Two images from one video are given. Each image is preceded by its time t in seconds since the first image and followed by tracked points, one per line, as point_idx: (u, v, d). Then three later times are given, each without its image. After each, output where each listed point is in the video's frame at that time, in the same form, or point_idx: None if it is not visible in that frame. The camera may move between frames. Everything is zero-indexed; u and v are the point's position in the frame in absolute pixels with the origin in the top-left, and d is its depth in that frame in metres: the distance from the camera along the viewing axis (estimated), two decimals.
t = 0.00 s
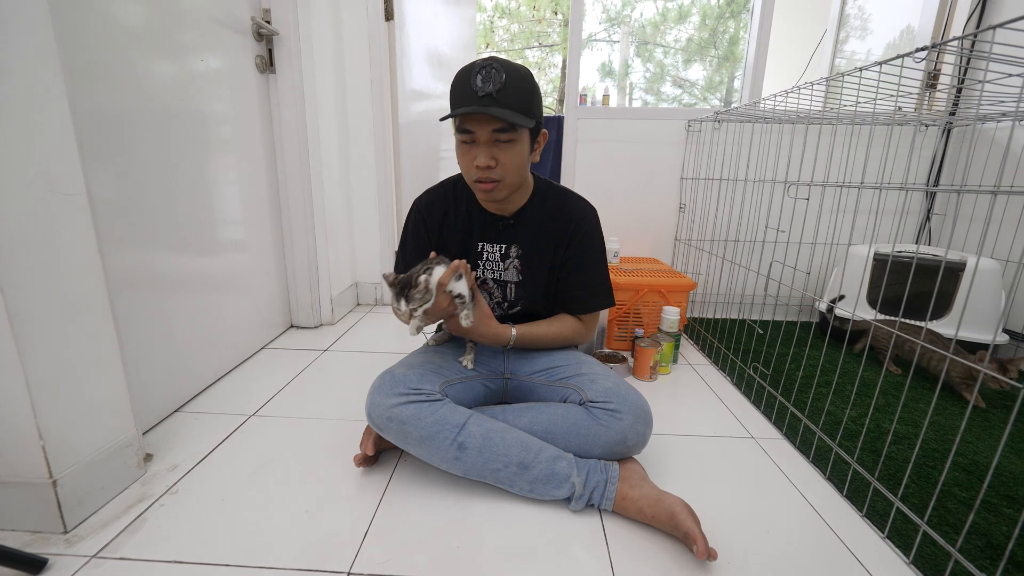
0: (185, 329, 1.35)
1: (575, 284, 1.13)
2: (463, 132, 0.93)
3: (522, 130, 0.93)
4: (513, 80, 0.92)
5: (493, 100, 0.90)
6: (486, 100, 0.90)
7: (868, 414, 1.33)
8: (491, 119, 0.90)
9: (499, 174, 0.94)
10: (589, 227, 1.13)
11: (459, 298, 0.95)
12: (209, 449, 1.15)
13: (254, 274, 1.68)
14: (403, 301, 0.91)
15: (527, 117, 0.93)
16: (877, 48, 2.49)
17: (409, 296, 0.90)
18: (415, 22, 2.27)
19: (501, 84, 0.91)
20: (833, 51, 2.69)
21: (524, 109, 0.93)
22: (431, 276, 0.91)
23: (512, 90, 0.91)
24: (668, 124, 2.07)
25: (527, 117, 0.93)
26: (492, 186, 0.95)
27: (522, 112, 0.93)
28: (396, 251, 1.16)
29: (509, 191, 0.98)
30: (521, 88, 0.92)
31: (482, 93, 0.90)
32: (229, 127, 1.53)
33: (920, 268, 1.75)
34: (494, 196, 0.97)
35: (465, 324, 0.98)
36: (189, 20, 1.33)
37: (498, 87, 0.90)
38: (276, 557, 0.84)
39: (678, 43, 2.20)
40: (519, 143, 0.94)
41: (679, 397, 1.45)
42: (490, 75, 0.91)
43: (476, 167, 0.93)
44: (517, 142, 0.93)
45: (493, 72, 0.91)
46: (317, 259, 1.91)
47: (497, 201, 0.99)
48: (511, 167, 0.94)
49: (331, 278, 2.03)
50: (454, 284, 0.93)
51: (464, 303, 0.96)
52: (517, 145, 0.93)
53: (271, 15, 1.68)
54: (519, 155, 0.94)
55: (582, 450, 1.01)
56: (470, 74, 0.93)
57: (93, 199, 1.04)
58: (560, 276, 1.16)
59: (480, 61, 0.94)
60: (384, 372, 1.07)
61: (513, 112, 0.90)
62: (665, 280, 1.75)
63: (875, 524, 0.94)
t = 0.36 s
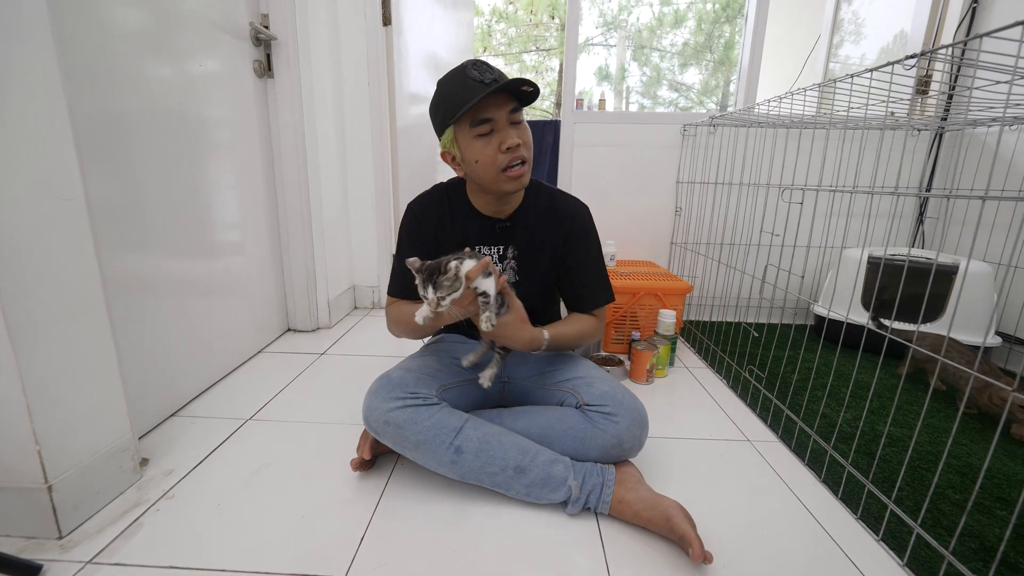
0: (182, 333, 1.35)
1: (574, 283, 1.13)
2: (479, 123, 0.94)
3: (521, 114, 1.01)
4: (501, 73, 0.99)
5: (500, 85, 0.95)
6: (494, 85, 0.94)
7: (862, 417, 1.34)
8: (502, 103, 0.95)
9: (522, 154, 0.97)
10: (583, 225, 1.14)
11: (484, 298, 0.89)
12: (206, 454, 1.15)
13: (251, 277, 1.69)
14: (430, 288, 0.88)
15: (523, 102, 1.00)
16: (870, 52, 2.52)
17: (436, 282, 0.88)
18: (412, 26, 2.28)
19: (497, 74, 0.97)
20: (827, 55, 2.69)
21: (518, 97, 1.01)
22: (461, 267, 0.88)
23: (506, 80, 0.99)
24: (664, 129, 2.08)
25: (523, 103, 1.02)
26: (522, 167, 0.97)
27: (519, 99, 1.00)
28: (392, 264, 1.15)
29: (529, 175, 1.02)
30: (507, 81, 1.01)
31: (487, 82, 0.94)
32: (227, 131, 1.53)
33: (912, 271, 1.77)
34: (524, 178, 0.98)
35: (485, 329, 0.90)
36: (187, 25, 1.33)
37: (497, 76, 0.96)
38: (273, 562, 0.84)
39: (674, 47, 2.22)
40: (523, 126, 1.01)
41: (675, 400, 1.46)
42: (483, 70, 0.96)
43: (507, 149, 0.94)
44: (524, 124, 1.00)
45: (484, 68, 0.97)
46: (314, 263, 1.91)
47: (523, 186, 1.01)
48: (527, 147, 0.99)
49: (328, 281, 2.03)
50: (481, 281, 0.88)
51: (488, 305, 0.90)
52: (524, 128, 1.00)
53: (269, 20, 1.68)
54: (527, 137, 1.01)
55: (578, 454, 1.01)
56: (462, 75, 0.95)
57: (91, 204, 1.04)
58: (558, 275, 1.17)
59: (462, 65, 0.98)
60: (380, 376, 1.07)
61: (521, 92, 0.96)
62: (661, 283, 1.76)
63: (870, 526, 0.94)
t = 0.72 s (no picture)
0: (176, 340, 1.34)
1: (568, 293, 1.14)
2: (433, 139, 0.96)
3: (491, 128, 0.95)
4: (476, 83, 0.93)
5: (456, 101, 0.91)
6: (448, 101, 0.91)
7: (855, 423, 1.35)
8: (456, 120, 0.92)
9: (473, 173, 0.95)
10: (578, 238, 1.14)
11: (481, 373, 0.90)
12: (199, 462, 1.14)
13: (246, 284, 1.68)
14: (432, 363, 0.89)
15: (493, 115, 0.94)
16: (862, 59, 2.54)
17: (438, 358, 0.88)
18: (409, 34, 2.29)
19: (464, 86, 0.92)
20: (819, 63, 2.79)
21: (490, 107, 0.94)
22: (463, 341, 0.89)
23: (476, 90, 0.93)
24: (659, 136, 2.10)
25: (495, 113, 0.94)
26: (471, 187, 0.96)
27: (488, 110, 0.93)
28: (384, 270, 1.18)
29: (490, 192, 0.98)
30: (486, 90, 0.94)
31: (443, 97, 0.92)
32: (223, 138, 1.53)
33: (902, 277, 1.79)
34: (474, 198, 0.97)
35: (476, 404, 0.91)
36: (183, 33, 1.34)
37: (460, 89, 0.91)
38: (265, 571, 0.84)
39: (669, 55, 2.23)
40: (491, 140, 0.95)
41: (670, 407, 1.46)
42: (452, 82, 0.93)
43: (452, 169, 0.95)
44: (488, 139, 0.94)
45: (455, 78, 0.93)
46: (309, 269, 1.91)
47: (479, 205, 0.99)
48: (485, 165, 0.95)
49: (324, 288, 2.03)
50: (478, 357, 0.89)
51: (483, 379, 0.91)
52: (488, 143, 0.95)
53: (266, 28, 1.69)
54: (491, 152, 0.95)
55: (572, 461, 1.02)
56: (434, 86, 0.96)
57: (86, 211, 1.04)
58: (552, 287, 1.17)
59: (444, 73, 0.96)
60: (374, 384, 1.07)
61: (477, 108, 0.91)
62: (656, 290, 1.77)
63: (861, 532, 0.95)
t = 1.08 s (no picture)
0: (175, 344, 1.35)
1: (558, 299, 1.15)
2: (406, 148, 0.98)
3: (459, 141, 0.94)
4: (448, 93, 0.93)
5: (424, 112, 0.93)
6: (416, 112, 0.93)
7: (851, 425, 1.35)
8: (423, 131, 0.93)
9: (437, 186, 0.95)
10: (567, 243, 1.14)
11: (442, 404, 0.99)
12: (197, 466, 1.14)
13: (244, 288, 1.69)
14: (395, 397, 0.94)
15: (462, 126, 0.93)
16: (858, 63, 2.56)
17: (400, 392, 0.94)
18: (406, 38, 2.30)
19: (435, 96, 0.93)
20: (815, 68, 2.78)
21: (459, 118, 0.93)
22: (425, 376, 0.95)
23: (446, 101, 0.93)
24: (655, 140, 2.11)
25: (462, 125, 0.93)
26: (435, 200, 0.96)
27: (455, 121, 0.93)
28: (373, 278, 1.20)
29: (457, 205, 0.98)
30: (458, 101, 0.94)
31: (414, 107, 0.94)
32: (221, 142, 1.54)
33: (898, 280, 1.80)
34: (438, 210, 0.98)
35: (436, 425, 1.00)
36: (182, 38, 1.35)
37: (430, 99, 0.93)
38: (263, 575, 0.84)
39: (666, 59, 2.23)
40: (458, 154, 0.94)
41: (667, 410, 1.47)
42: (427, 91, 0.95)
43: (417, 181, 0.96)
44: (454, 152, 0.94)
45: (429, 88, 0.94)
46: (307, 272, 1.92)
47: (446, 216, 1.00)
48: (450, 178, 0.95)
49: (322, 291, 2.03)
50: (441, 390, 0.98)
51: (445, 408, 1.00)
52: (454, 156, 0.94)
53: (264, 33, 1.70)
54: (458, 165, 0.94)
55: (569, 465, 1.02)
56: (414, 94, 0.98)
57: (84, 215, 1.05)
58: (542, 292, 1.18)
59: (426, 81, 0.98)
60: (370, 390, 1.08)
61: (441, 120, 0.91)
62: (652, 293, 1.77)
63: (858, 535, 0.95)
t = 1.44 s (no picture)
0: (175, 345, 1.35)
1: (555, 299, 1.16)
2: (405, 148, 0.97)
3: (462, 139, 0.95)
4: (446, 91, 0.94)
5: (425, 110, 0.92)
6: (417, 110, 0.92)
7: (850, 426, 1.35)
8: (426, 129, 0.93)
9: (443, 185, 0.95)
10: (564, 242, 1.14)
11: (444, 410, 0.98)
12: (197, 466, 1.15)
13: (244, 289, 1.69)
14: (398, 404, 0.93)
15: (463, 124, 0.94)
16: (857, 65, 2.57)
17: (403, 401, 0.93)
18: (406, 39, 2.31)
19: (434, 95, 0.93)
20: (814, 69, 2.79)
21: (461, 116, 0.94)
22: (428, 385, 0.94)
23: (446, 100, 0.93)
24: (655, 142, 2.12)
25: (465, 123, 0.94)
26: (440, 199, 0.96)
27: (458, 119, 0.93)
28: (368, 282, 1.20)
29: (462, 203, 0.98)
30: (457, 99, 0.94)
31: (413, 105, 0.93)
32: (221, 144, 1.54)
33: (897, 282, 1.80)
34: (444, 209, 0.97)
35: (438, 428, 1.00)
36: (182, 40, 1.35)
37: (429, 98, 0.92)
38: None
39: (665, 60, 2.24)
40: (461, 151, 0.95)
41: (666, 411, 1.47)
42: (423, 90, 0.94)
43: (423, 180, 0.95)
44: (457, 150, 0.94)
45: (426, 87, 0.94)
46: (307, 274, 1.92)
47: (451, 215, 0.99)
48: (456, 176, 0.95)
49: (322, 293, 2.03)
50: (444, 398, 0.97)
51: (447, 413, 0.99)
52: (458, 153, 0.95)
53: (264, 35, 1.71)
54: (462, 163, 0.95)
55: (569, 466, 1.02)
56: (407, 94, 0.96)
57: (85, 216, 1.05)
58: (539, 292, 1.18)
59: (417, 82, 0.97)
60: (370, 391, 1.08)
61: (446, 117, 0.91)
62: (651, 294, 1.78)
63: (857, 536, 0.96)
